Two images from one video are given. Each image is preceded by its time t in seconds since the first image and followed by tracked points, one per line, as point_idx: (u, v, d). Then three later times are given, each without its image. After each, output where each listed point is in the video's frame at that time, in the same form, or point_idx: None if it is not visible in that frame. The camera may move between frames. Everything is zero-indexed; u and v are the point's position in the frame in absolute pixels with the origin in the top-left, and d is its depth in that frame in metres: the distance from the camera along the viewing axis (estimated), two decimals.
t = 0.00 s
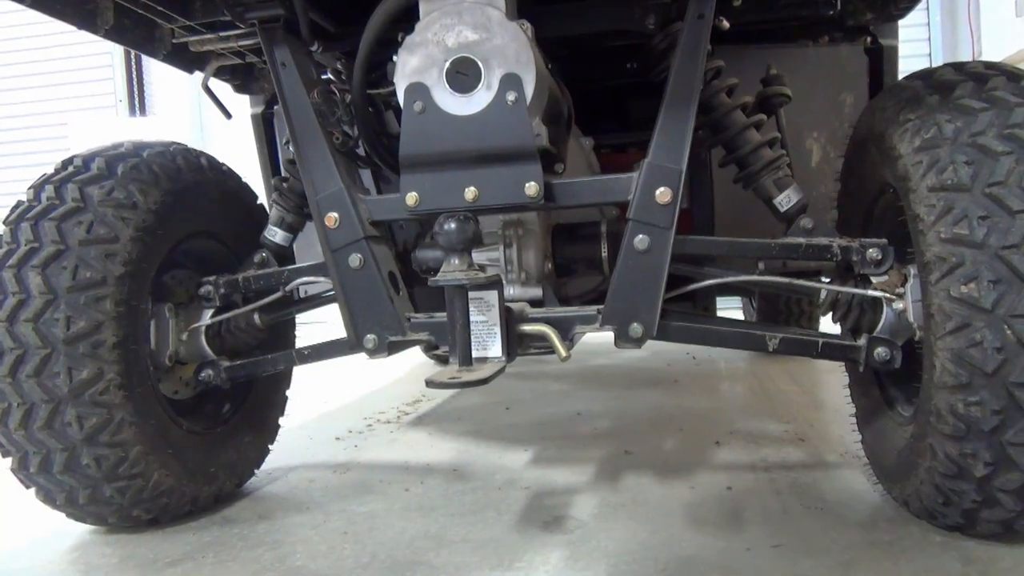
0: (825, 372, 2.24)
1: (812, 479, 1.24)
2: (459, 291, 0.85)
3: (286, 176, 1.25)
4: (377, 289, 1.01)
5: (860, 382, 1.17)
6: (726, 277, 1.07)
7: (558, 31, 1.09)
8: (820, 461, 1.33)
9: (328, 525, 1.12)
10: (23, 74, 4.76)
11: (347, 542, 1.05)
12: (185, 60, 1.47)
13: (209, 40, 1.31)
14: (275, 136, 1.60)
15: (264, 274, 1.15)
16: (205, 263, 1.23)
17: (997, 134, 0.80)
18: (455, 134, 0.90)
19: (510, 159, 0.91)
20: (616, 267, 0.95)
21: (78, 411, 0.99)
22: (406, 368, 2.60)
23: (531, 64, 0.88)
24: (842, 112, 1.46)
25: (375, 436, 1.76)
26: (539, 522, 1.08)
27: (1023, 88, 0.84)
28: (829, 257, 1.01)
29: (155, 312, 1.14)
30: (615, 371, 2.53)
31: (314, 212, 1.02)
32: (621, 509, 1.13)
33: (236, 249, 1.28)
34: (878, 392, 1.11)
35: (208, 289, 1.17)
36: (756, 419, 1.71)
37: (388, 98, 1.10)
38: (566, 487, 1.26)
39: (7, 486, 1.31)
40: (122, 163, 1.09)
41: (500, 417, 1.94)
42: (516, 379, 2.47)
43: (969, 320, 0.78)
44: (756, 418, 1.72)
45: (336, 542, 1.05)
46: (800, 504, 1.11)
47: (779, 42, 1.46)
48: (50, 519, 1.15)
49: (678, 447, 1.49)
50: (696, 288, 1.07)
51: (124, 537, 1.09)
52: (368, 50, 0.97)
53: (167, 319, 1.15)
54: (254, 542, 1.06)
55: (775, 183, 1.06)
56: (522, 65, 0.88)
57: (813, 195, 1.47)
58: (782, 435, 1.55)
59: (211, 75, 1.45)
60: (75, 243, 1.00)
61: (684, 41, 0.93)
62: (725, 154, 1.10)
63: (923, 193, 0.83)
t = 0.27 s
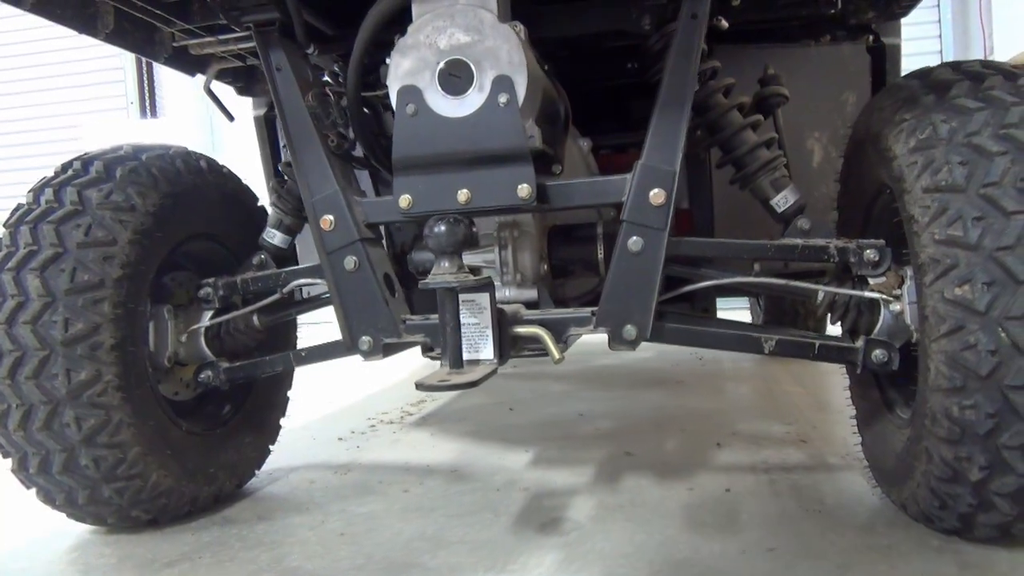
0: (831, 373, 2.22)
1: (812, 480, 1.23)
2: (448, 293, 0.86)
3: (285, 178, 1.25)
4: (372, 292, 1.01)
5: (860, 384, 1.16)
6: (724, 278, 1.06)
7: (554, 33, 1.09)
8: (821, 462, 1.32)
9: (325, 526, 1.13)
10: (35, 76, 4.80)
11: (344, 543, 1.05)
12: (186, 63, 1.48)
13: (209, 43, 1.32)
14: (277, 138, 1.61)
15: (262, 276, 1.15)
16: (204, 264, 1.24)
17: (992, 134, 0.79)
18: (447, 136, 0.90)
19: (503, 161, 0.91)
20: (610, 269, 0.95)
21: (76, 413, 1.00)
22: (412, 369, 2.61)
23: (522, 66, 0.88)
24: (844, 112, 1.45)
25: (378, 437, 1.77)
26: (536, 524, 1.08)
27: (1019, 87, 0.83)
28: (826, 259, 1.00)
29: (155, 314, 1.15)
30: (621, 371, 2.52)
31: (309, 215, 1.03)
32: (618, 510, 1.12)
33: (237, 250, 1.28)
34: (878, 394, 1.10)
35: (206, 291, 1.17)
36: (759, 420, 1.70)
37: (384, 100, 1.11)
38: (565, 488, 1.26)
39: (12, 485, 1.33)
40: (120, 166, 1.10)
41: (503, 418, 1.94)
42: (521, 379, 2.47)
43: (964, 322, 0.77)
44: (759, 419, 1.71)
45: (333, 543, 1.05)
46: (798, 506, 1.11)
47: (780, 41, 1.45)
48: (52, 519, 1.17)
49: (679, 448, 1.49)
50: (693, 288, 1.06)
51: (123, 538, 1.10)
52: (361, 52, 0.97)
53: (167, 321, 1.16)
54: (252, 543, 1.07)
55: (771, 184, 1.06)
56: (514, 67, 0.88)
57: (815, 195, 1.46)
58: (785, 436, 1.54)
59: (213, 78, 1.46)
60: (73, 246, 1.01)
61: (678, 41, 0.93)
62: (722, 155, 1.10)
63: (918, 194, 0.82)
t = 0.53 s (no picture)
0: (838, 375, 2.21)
1: (812, 484, 1.22)
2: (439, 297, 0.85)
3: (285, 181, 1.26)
4: (367, 294, 1.01)
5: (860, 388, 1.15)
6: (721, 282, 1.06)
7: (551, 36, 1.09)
8: (822, 466, 1.31)
9: (323, 527, 1.13)
10: (50, 77, 4.86)
11: (339, 544, 1.05)
12: (191, 65, 1.49)
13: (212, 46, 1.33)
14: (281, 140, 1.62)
15: (262, 278, 1.16)
16: (208, 266, 1.25)
17: (987, 137, 0.79)
18: (440, 140, 0.91)
19: (497, 165, 0.91)
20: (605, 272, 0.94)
21: (76, 413, 1.01)
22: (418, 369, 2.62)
23: (515, 70, 0.88)
24: (847, 113, 1.44)
25: (381, 437, 1.77)
26: (531, 526, 1.08)
27: (1015, 90, 0.82)
28: (823, 262, 0.99)
29: (156, 315, 1.16)
30: (627, 372, 2.52)
31: (306, 217, 1.04)
32: (615, 513, 1.12)
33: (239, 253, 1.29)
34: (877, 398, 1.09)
35: (206, 292, 1.18)
36: (762, 423, 1.69)
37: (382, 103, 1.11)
38: (563, 490, 1.26)
39: (16, 484, 1.34)
40: (121, 169, 1.11)
41: (506, 419, 1.94)
42: (527, 380, 2.47)
43: (958, 327, 0.76)
44: (762, 422, 1.70)
45: (329, 544, 1.06)
46: (796, 510, 1.10)
47: (783, 42, 1.44)
48: (54, 518, 1.18)
49: (680, 451, 1.48)
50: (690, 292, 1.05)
51: (122, 537, 1.11)
52: (357, 56, 0.97)
53: (167, 322, 1.16)
54: (250, 544, 1.08)
55: (768, 187, 1.05)
56: (507, 70, 0.88)
57: (817, 197, 1.45)
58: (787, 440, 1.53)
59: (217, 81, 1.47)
60: (73, 248, 1.02)
61: (673, 43, 0.93)
62: (719, 158, 1.09)
63: (913, 198, 0.82)
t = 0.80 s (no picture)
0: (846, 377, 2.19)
1: (813, 487, 1.21)
2: (432, 298, 0.87)
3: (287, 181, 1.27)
4: (365, 294, 1.02)
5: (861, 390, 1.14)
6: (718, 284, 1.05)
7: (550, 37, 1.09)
8: (823, 469, 1.30)
9: (321, 526, 1.14)
10: (65, 78, 4.91)
11: (337, 544, 1.06)
12: (195, 67, 1.50)
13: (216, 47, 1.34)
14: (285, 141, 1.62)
15: (263, 278, 1.16)
16: (211, 266, 1.25)
17: (985, 139, 0.78)
18: (436, 141, 0.91)
19: (492, 167, 0.91)
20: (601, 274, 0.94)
21: (77, 411, 1.02)
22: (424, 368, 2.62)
23: (511, 71, 0.88)
24: (852, 114, 1.43)
25: (384, 436, 1.78)
26: (528, 527, 1.08)
27: (1014, 91, 0.81)
28: (822, 265, 0.99)
29: (157, 314, 1.16)
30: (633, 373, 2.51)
31: (305, 218, 1.04)
32: (613, 515, 1.12)
33: (243, 253, 1.29)
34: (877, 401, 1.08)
35: (208, 292, 1.18)
36: (766, 425, 1.68)
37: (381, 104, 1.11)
38: (562, 491, 1.26)
39: (22, 481, 1.36)
40: (123, 170, 1.12)
41: (510, 419, 1.94)
42: (532, 380, 2.47)
43: (953, 331, 0.76)
44: (767, 423, 1.70)
45: (326, 543, 1.07)
46: (795, 512, 1.09)
47: (788, 42, 1.44)
48: (58, 515, 1.19)
49: (682, 452, 1.48)
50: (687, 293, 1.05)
51: (124, 534, 1.12)
52: (354, 58, 0.98)
53: (167, 321, 1.17)
54: (249, 542, 1.08)
55: (767, 188, 1.05)
56: (502, 72, 0.88)
57: (822, 198, 1.44)
58: (790, 442, 1.52)
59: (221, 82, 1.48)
60: (75, 248, 1.03)
61: (670, 45, 0.93)
62: (718, 159, 1.09)
63: (910, 200, 0.81)
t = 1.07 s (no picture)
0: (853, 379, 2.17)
1: (813, 488, 1.21)
2: (425, 298, 0.86)
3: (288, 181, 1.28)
4: (362, 294, 1.02)
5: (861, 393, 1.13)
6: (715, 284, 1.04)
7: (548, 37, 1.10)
8: (824, 471, 1.29)
9: (319, 524, 1.15)
10: (79, 77, 4.95)
11: (333, 542, 1.06)
12: (200, 66, 1.51)
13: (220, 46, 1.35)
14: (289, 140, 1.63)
15: (263, 277, 1.16)
16: (213, 265, 1.26)
17: (981, 140, 0.77)
18: (431, 145, 0.91)
19: (486, 168, 0.91)
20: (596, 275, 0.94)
21: (77, 409, 1.03)
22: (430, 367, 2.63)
23: (505, 72, 0.88)
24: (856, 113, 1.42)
25: (387, 435, 1.78)
26: (524, 528, 1.08)
27: (1013, 91, 0.80)
28: (819, 265, 0.98)
29: (159, 313, 1.17)
30: (638, 373, 2.51)
31: (302, 218, 1.05)
32: (610, 516, 1.12)
33: (244, 252, 1.30)
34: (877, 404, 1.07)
35: (209, 291, 1.19)
36: (770, 426, 1.67)
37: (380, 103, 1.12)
38: (561, 492, 1.26)
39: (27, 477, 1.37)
40: (124, 169, 1.13)
41: (513, 418, 1.94)
42: (537, 380, 2.47)
43: (947, 333, 0.75)
44: (770, 424, 1.69)
45: (324, 541, 1.07)
46: (793, 515, 1.09)
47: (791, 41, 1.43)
48: (60, 511, 1.20)
49: (683, 453, 1.47)
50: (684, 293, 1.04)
51: (124, 531, 1.13)
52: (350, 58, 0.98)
53: (166, 318, 1.17)
54: (247, 539, 1.09)
55: (766, 189, 1.04)
56: (497, 72, 0.88)
57: (825, 198, 1.43)
58: (794, 443, 1.51)
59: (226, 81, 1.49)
60: (76, 248, 1.04)
61: (664, 46, 0.93)
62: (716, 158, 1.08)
63: (905, 202, 0.80)
